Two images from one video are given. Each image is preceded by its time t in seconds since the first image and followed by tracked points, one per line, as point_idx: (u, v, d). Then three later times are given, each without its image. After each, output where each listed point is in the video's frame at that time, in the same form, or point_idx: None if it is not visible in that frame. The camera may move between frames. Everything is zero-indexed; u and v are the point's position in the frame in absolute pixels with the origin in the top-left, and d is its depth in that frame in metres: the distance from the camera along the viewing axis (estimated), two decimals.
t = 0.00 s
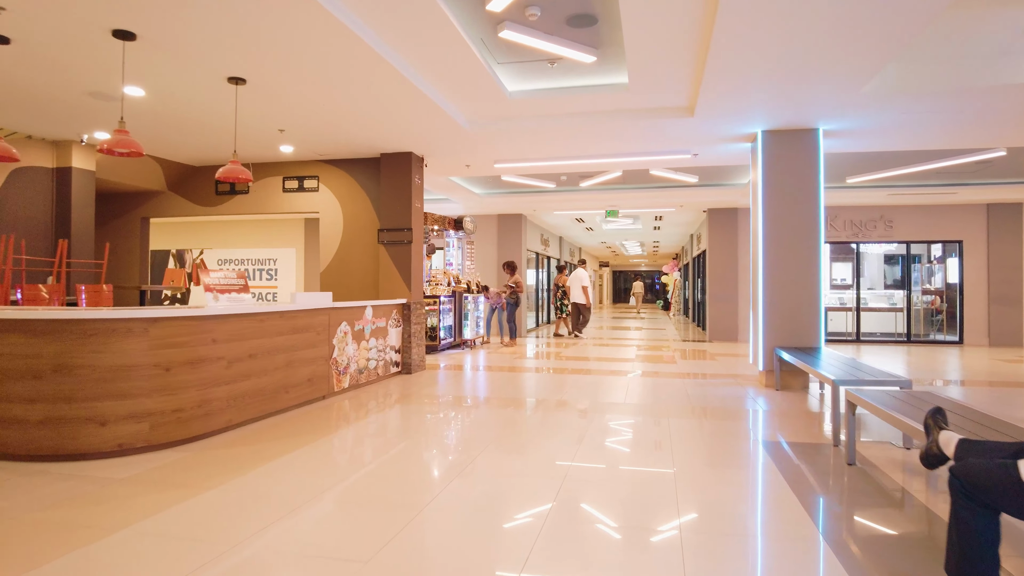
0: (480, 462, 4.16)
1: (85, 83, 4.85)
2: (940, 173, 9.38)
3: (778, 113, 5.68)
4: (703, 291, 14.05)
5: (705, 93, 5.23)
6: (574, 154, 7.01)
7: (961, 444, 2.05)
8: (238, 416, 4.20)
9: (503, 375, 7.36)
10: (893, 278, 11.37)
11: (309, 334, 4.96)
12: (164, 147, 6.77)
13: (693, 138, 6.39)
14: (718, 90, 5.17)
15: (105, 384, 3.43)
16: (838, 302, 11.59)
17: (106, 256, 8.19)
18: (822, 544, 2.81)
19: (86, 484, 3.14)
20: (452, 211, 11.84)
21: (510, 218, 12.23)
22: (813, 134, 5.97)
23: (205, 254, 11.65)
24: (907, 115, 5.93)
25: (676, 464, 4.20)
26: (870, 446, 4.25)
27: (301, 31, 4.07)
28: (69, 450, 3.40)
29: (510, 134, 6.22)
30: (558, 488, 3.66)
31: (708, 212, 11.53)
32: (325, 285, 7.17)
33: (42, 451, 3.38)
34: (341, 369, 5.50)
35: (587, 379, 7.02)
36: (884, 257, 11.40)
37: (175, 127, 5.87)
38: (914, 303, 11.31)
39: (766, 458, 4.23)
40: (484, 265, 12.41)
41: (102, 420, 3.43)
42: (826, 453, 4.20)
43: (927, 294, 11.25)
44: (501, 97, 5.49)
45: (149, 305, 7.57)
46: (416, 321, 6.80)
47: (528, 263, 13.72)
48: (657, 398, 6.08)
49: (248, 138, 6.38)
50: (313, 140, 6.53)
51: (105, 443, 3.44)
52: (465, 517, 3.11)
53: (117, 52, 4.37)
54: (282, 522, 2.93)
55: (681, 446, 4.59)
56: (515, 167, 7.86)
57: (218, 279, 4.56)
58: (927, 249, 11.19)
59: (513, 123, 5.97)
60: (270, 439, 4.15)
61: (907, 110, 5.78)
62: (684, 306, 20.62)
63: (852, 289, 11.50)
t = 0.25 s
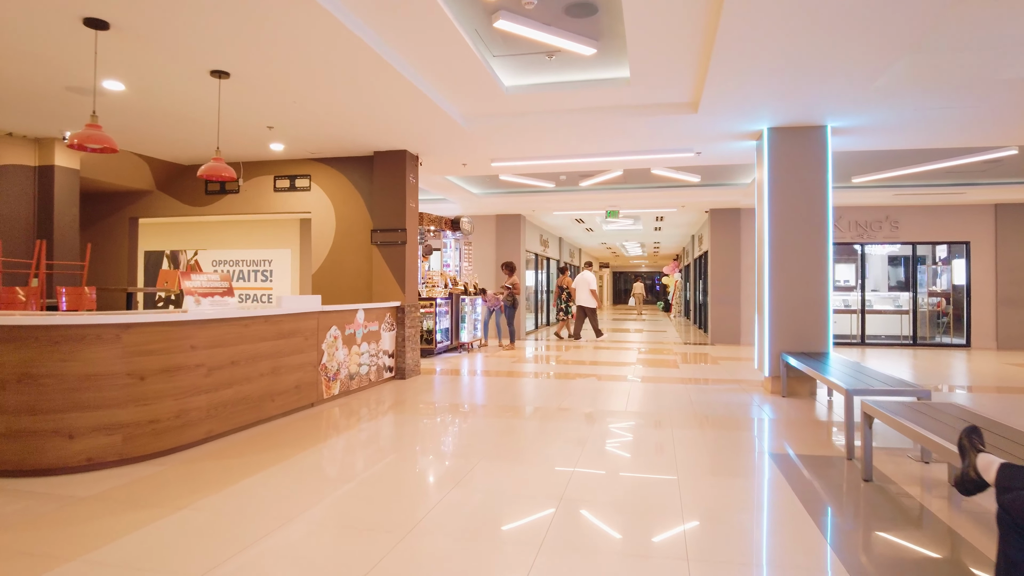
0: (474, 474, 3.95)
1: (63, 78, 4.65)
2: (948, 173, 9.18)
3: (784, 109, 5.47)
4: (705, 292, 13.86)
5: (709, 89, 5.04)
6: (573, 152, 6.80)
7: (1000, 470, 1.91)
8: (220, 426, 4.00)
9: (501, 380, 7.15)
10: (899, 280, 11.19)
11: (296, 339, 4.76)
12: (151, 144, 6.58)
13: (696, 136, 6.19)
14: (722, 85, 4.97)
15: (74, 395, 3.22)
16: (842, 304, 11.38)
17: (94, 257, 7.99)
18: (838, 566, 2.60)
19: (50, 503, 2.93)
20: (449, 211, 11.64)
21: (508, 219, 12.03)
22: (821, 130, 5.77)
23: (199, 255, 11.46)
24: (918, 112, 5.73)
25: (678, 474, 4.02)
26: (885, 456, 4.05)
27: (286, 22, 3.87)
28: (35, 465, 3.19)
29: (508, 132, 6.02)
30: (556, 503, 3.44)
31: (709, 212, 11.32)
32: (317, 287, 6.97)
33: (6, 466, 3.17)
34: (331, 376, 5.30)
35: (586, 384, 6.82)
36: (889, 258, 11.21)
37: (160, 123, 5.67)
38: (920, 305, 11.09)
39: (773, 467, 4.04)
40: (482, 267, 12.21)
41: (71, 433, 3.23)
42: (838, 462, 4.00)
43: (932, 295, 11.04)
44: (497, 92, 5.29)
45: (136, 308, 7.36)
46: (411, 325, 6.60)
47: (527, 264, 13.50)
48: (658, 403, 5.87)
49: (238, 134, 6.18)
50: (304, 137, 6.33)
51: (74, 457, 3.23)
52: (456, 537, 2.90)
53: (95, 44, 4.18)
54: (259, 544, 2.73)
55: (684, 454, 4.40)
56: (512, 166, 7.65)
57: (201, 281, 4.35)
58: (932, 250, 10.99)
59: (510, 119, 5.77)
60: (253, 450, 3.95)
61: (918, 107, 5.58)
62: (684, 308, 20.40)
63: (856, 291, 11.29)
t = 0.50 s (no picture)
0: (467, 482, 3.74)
1: (28, 64, 4.39)
2: (953, 171, 8.96)
3: (789, 102, 5.24)
4: (704, 294, 13.62)
5: (711, 80, 4.80)
6: (569, 147, 6.56)
7: None
8: (190, 435, 3.74)
9: (494, 385, 6.90)
10: (900, 281, 10.95)
11: (275, 342, 4.51)
12: (130, 138, 6.33)
13: (696, 131, 5.95)
14: (725, 75, 4.73)
15: (25, 403, 2.96)
16: (844, 306, 11.14)
17: (74, 256, 7.73)
18: None
19: None
20: (443, 211, 11.39)
21: (504, 219, 11.78)
22: (827, 124, 5.53)
23: (190, 256, 11.23)
24: (928, 106, 5.50)
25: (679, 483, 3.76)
26: (898, 466, 3.81)
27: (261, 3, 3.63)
28: None
29: (500, 125, 5.78)
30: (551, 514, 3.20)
31: (709, 212, 11.09)
32: (303, 288, 6.73)
33: None
34: (314, 381, 5.05)
35: (582, 388, 6.57)
36: (891, 259, 10.97)
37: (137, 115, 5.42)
38: (924, 307, 10.84)
39: (779, 476, 3.80)
40: (477, 267, 11.96)
41: (21, 444, 2.96)
42: (848, 471, 3.75)
43: (936, 297, 10.80)
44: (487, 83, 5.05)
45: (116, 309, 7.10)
46: (400, 326, 6.35)
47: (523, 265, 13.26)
48: (657, 408, 5.63)
49: (219, 127, 5.93)
50: (289, 131, 6.09)
51: (25, 471, 2.97)
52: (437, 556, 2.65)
53: (59, 29, 3.93)
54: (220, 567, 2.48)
55: (684, 461, 4.17)
56: (506, 164, 7.41)
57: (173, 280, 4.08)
58: (937, 251, 10.75)
59: (503, 112, 5.52)
60: (225, 459, 3.70)
61: (929, 100, 5.34)
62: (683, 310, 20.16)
63: (858, 293, 11.06)
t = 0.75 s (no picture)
0: (462, 490, 3.58)
1: None
2: (958, 171, 8.78)
3: (792, 98, 5.04)
4: (703, 296, 13.43)
5: (712, 75, 4.60)
6: (565, 145, 6.36)
7: None
8: (163, 446, 3.53)
9: (488, 390, 6.68)
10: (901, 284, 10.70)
11: (255, 349, 4.31)
12: (110, 133, 6.12)
13: (696, 128, 5.75)
14: (726, 70, 4.53)
15: None
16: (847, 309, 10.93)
17: (57, 257, 7.51)
18: None
19: None
20: (437, 212, 11.18)
21: (499, 220, 11.58)
22: (833, 121, 5.32)
23: (181, 258, 11.02)
24: (937, 102, 5.29)
25: (682, 493, 3.53)
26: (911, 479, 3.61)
27: None
28: None
29: (495, 122, 5.58)
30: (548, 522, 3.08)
31: (708, 212, 10.90)
32: (291, 290, 6.53)
33: None
34: (298, 388, 4.84)
35: (579, 393, 6.36)
36: (893, 261, 10.77)
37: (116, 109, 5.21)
38: (928, 309, 10.65)
39: (785, 488, 3.61)
40: (473, 269, 11.76)
41: None
42: (860, 485, 3.54)
43: (940, 299, 10.61)
44: (479, 77, 4.84)
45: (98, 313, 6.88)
46: (391, 330, 6.14)
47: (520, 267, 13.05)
48: (656, 415, 5.41)
49: (202, 123, 5.73)
50: (274, 127, 5.89)
51: None
52: None
53: (25, 19, 3.73)
54: None
55: (684, 470, 3.98)
56: (501, 163, 7.19)
57: (147, 283, 3.88)
58: (941, 252, 10.56)
59: (495, 108, 5.31)
60: (198, 472, 3.48)
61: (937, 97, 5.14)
62: (682, 313, 19.96)
63: (861, 295, 10.85)
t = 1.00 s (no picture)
0: (456, 499, 3.40)
1: None
2: (967, 169, 8.56)
3: (800, 91, 4.82)
4: (704, 297, 13.22)
5: (715, 65, 4.38)
6: (563, 141, 6.14)
7: None
8: (131, 458, 3.31)
9: (484, 394, 6.47)
10: (907, 285, 10.54)
11: (234, 353, 4.09)
12: (91, 126, 5.90)
13: (698, 123, 5.53)
14: (730, 61, 4.32)
15: None
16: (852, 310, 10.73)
17: (40, 257, 7.29)
18: None
19: None
20: (433, 211, 10.97)
21: (497, 220, 11.36)
22: (841, 115, 5.11)
23: (173, 258, 10.83)
24: (950, 96, 5.07)
25: (688, 505, 3.30)
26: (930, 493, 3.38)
27: None
28: None
29: (489, 116, 5.37)
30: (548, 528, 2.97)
31: (710, 212, 10.68)
32: (279, 291, 6.32)
33: None
34: (281, 394, 4.62)
35: (578, 398, 6.15)
36: (900, 261, 10.55)
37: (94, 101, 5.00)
38: (934, 311, 10.43)
39: (793, 498, 3.41)
40: (470, 270, 11.54)
41: None
42: (877, 500, 3.30)
43: (946, 301, 10.40)
44: (471, 67, 4.62)
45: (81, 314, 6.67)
46: (381, 333, 5.92)
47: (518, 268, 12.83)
48: (658, 421, 5.19)
49: (185, 117, 5.51)
50: (260, 122, 5.67)
51: None
52: None
53: None
54: None
55: (688, 479, 3.79)
56: (497, 161, 6.97)
57: (120, 285, 3.66)
58: (948, 253, 10.34)
59: (489, 100, 5.09)
60: (169, 486, 3.26)
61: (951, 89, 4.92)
62: (683, 314, 19.73)
63: (866, 296, 10.69)
